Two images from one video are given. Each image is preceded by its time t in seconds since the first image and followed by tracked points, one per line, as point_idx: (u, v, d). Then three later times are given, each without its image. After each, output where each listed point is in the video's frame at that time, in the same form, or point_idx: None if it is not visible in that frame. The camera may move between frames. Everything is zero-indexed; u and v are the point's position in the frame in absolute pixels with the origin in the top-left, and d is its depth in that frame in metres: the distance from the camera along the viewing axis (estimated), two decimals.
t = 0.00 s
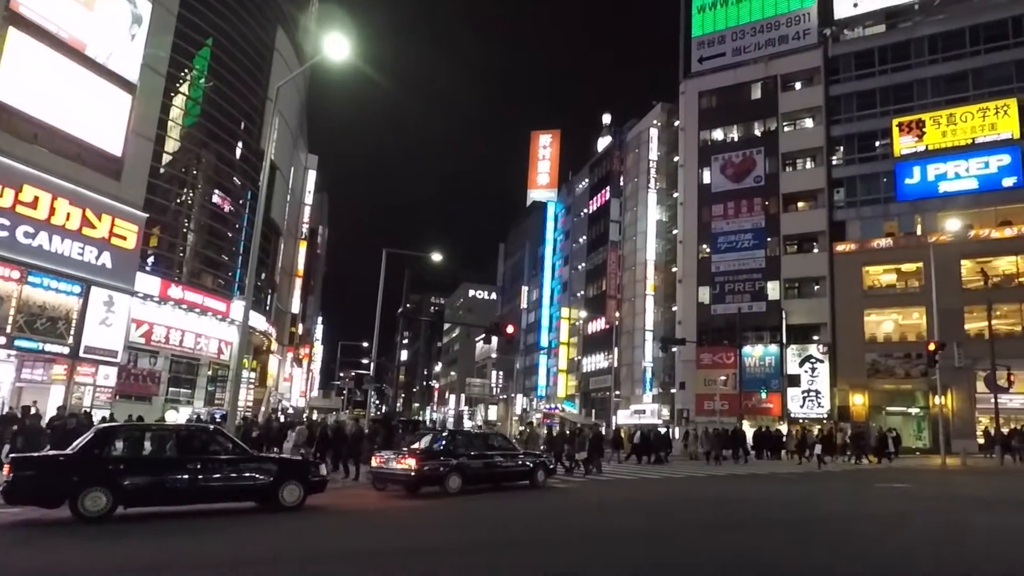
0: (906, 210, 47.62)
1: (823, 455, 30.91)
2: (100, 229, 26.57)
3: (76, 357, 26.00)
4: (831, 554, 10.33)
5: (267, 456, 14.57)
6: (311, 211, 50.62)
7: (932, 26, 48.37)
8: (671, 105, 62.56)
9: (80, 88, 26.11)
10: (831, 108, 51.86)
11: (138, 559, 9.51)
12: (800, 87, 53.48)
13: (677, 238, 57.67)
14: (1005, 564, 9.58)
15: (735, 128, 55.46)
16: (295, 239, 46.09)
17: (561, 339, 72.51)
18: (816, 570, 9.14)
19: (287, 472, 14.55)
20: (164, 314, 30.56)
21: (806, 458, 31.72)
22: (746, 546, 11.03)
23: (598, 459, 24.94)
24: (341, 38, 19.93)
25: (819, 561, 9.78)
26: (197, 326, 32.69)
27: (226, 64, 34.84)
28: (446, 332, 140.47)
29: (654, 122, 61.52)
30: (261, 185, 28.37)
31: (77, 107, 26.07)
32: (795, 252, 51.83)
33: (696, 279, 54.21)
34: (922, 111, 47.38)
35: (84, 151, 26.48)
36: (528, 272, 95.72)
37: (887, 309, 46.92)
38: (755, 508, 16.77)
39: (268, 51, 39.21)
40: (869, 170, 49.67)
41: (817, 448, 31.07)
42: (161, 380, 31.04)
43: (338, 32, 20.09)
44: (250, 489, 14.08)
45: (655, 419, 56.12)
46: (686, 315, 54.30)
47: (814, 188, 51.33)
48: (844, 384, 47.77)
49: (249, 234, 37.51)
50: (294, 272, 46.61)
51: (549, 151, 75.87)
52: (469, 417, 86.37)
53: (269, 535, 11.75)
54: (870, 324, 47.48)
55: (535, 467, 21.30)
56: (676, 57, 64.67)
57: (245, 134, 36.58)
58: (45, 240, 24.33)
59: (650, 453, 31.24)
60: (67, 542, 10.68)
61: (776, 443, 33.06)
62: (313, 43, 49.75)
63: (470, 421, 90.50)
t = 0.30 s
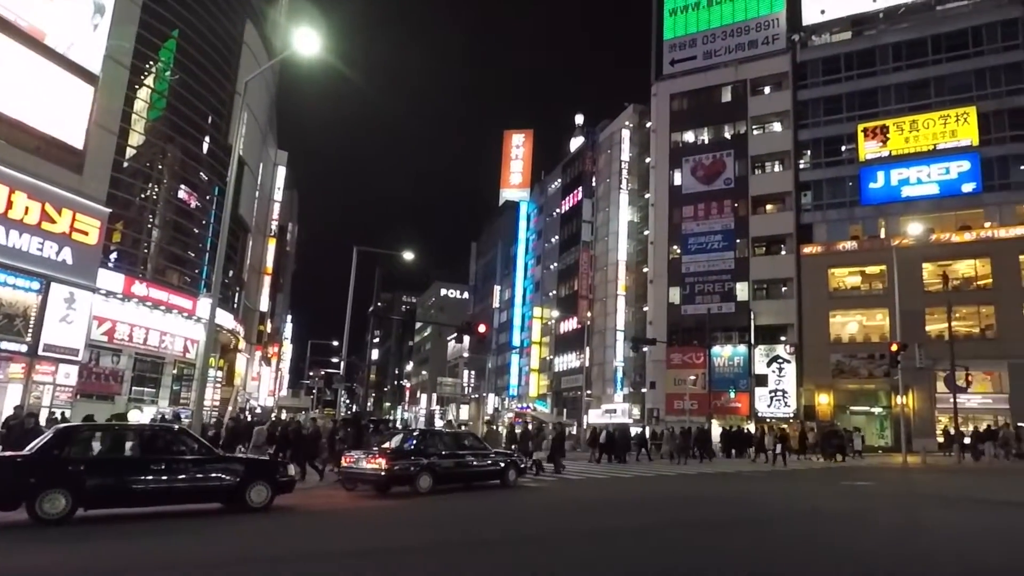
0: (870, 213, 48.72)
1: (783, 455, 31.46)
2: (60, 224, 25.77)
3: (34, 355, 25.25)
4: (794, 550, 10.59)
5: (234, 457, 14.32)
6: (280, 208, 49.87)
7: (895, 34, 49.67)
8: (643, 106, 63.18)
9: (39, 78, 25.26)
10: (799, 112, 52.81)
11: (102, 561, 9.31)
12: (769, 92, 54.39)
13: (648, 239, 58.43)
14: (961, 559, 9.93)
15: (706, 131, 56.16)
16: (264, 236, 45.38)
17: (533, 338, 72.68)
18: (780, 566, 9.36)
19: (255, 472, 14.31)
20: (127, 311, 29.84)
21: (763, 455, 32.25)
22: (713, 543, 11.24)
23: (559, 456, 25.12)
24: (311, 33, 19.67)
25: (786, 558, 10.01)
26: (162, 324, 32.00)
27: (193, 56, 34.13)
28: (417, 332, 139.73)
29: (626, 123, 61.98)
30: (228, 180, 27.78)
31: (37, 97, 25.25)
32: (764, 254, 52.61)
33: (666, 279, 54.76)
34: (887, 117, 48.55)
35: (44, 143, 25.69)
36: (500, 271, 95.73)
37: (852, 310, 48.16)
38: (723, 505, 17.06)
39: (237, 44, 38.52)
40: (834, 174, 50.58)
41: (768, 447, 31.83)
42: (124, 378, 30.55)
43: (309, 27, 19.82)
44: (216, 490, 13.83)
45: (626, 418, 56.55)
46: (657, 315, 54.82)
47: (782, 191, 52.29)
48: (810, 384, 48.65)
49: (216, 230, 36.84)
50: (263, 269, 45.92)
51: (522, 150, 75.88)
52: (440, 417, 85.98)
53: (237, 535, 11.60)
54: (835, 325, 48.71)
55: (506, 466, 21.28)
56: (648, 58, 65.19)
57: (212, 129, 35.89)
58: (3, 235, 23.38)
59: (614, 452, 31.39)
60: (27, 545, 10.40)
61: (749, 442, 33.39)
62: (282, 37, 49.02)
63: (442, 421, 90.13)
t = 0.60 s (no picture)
0: (833, 216, 49.86)
1: (740, 452, 32.16)
2: (12, 217, 24.70)
3: None
4: (760, 544, 10.79)
5: (196, 458, 14.03)
6: (245, 203, 48.89)
7: (859, 41, 50.93)
8: (613, 106, 63.64)
9: None
10: (765, 116, 53.77)
11: (60, 567, 9.02)
12: (736, 94, 55.36)
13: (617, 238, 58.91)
14: (920, 550, 10.26)
15: (674, 132, 56.85)
16: (228, 232, 44.51)
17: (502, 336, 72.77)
18: (748, 560, 9.56)
19: (218, 474, 14.05)
20: (84, 308, 28.92)
21: (722, 451, 32.78)
22: (681, 539, 11.39)
23: (519, 456, 25.03)
24: (278, 25, 19.29)
25: (754, 552, 10.23)
26: (122, 321, 31.13)
27: (153, 45, 33.22)
28: (386, 330, 138.69)
29: (596, 123, 62.38)
30: (191, 174, 27.04)
31: None
32: (730, 254, 53.51)
33: (635, 278, 55.29)
34: (849, 122, 49.80)
35: None
36: (470, 269, 95.57)
37: (815, 310, 49.47)
38: (691, 501, 17.31)
39: (200, 35, 37.62)
40: (798, 176, 51.55)
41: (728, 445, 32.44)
42: (81, 377, 29.61)
43: (275, 18, 19.43)
44: (178, 492, 13.54)
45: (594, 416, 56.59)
46: (626, 314, 55.33)
47: (749, 193, 53.34)
48: (774, 381, 50.01)
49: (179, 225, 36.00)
50: (227, 266, 45.00)
51: (492, 148, 75.74)
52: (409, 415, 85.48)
53: (202, 538, 11.36)
54: (799, 324, 50.04)
55: (476, 464, 21.21)
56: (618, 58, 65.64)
57: (174, 121, 34.99)
58: None
59: (579, 449, 31.53)
60: None
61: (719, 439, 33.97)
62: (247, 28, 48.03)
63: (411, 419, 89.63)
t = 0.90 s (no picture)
0: (789, 216, 50.85)
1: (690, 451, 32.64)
2: None
3: None
4: (717, 540, 11.02)
5: (149, 459, 13.62)
6: (201, 197, 47.60)
7: (816, 47, 52.27)
8: (576, 105, 63.99)
9: None
10: (725, 118, 54.75)
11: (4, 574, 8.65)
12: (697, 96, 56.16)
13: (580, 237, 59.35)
14: (875, 543, 10.62)
15: (637, 132, 57.44)
16: (182, 227, 43.26)
17: (466, 334, 72.63)
18: (712, 555, 9.75)
19: (172, 475, 13.68)
20: (29, 305, 27.78)
21: (674, 447, 33.10)
22: (641, 535, 11.56)
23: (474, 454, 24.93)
24: (234, 15, 18.79)
25: (717, 547, 10.43)
26: (69, 318, 30.03)
27: (102, 32, 32.05)
28: (346, 328, 136.84)
29: (559, 122, 62.66)
30: (142, 166, 26.13)
31: None
32: (690, 253, 54.32)
33: (597, 277, 55.71)
34: (805, 125, 51.08)
35: None
36: (432, 266, 95.13)
37: (771, 308, 50.60)
38: (653, 497, 17.60)
39: (153, 23, 36.47)
40: (757, 178, 52.53)
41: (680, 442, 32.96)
42: (26, 377, 28.38)
43: (232, 7, 18.90)
44: (130, 495, 13.11)
45: (557, 413, 57.10)
46: (588, 312, 55.78)
47: (709, 193, 54.21)
48: (733, 378, 51.05)
49: (130, 219, 34.89)
50: (182, 261, 43.79)
51: (455, 145, 75.39)
52: (371, 414, 84.72)
53: (155, 542, 11.04)
54: (757, 322, 51.10)
55: (438, 463, 21.05)
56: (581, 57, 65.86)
57: (125, 112, 33.88)
58: None
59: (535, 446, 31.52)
60: None
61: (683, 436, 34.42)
62: (202, 17, 46.71)
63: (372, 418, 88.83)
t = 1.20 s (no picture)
0: (752, 215, 51.86)
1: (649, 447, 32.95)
2: None
3: None
4: (679, 534, 11.21)
5: (104, 459, 13.22)
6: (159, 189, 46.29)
7: (778, 49, 53.33)
8: (543, 101, 64.13)
9: None
10: (689, 117, 55.43)
11: None
12: (663, 95, 56.57)
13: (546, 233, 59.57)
14: (833, 533, 11.00)
15: (603, 130, 57.68)
16: (139, 219, 42.12)
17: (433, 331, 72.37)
18: (678, 548, 9.97)
19: (129, 475, 13.31)
20: None
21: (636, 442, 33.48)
22: (605, 530, 11.70)
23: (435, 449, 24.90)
24: (194, 2, 18.24)
25: (683, 540, 10.66)
26: (19, 314, 28.89)
27: (53, 16, 30.83)
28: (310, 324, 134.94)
29: (526, 118, 62.73)
30: (97, 157, 25.25)
31: None
32: (655, 250, 54.90)
33: (564, 273, 55.89)
34: (767, 126, 52.05)
35: None
36: (399, 262, 94.41)
37: (734, 306, 51.61)
38: (619, 492, 17.79)
39: (108, 8, 35.24)
40: (720, 177, 53.46)
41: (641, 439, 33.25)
42: None
43: None
44: (83, 495, 12.70)
45: (524, 409, 55.93)
46: (554, 309, 55.91)
47: (673, 191, 54.72)
48: (696, 373, 52.03)
49: (84, 212, 33.73)
50: (138, 255, 42.57)
51: (422, 139, 74.87)
52: (335, 411, 83.77)
53: (110, 543, 10.76)
54: (720, 320, 52.04)
55: (404, 460, 20.84)
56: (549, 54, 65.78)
57: (79, 99, 32.73)
58: None
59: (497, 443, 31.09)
60: None
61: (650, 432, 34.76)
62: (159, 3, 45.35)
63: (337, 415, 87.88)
